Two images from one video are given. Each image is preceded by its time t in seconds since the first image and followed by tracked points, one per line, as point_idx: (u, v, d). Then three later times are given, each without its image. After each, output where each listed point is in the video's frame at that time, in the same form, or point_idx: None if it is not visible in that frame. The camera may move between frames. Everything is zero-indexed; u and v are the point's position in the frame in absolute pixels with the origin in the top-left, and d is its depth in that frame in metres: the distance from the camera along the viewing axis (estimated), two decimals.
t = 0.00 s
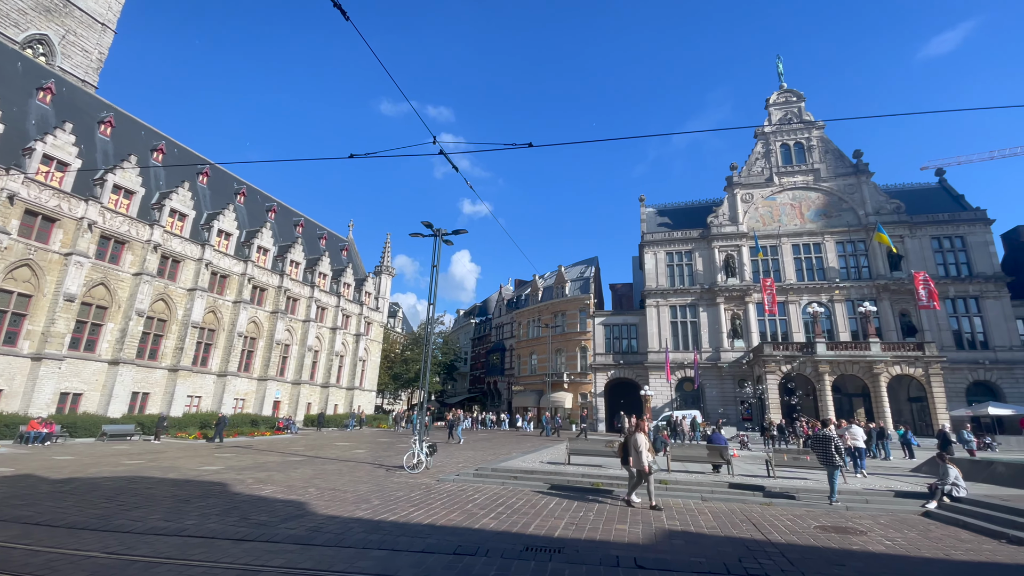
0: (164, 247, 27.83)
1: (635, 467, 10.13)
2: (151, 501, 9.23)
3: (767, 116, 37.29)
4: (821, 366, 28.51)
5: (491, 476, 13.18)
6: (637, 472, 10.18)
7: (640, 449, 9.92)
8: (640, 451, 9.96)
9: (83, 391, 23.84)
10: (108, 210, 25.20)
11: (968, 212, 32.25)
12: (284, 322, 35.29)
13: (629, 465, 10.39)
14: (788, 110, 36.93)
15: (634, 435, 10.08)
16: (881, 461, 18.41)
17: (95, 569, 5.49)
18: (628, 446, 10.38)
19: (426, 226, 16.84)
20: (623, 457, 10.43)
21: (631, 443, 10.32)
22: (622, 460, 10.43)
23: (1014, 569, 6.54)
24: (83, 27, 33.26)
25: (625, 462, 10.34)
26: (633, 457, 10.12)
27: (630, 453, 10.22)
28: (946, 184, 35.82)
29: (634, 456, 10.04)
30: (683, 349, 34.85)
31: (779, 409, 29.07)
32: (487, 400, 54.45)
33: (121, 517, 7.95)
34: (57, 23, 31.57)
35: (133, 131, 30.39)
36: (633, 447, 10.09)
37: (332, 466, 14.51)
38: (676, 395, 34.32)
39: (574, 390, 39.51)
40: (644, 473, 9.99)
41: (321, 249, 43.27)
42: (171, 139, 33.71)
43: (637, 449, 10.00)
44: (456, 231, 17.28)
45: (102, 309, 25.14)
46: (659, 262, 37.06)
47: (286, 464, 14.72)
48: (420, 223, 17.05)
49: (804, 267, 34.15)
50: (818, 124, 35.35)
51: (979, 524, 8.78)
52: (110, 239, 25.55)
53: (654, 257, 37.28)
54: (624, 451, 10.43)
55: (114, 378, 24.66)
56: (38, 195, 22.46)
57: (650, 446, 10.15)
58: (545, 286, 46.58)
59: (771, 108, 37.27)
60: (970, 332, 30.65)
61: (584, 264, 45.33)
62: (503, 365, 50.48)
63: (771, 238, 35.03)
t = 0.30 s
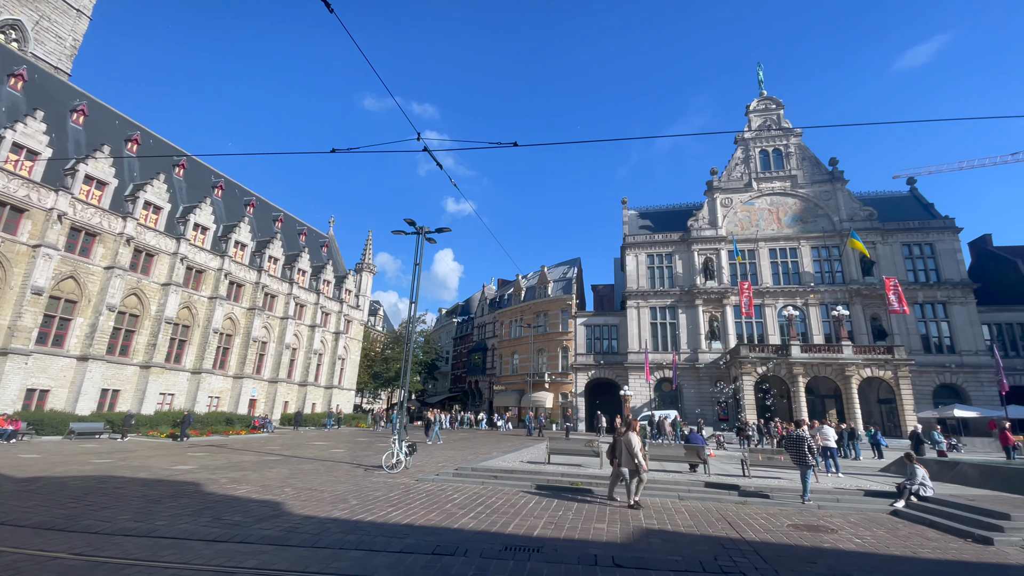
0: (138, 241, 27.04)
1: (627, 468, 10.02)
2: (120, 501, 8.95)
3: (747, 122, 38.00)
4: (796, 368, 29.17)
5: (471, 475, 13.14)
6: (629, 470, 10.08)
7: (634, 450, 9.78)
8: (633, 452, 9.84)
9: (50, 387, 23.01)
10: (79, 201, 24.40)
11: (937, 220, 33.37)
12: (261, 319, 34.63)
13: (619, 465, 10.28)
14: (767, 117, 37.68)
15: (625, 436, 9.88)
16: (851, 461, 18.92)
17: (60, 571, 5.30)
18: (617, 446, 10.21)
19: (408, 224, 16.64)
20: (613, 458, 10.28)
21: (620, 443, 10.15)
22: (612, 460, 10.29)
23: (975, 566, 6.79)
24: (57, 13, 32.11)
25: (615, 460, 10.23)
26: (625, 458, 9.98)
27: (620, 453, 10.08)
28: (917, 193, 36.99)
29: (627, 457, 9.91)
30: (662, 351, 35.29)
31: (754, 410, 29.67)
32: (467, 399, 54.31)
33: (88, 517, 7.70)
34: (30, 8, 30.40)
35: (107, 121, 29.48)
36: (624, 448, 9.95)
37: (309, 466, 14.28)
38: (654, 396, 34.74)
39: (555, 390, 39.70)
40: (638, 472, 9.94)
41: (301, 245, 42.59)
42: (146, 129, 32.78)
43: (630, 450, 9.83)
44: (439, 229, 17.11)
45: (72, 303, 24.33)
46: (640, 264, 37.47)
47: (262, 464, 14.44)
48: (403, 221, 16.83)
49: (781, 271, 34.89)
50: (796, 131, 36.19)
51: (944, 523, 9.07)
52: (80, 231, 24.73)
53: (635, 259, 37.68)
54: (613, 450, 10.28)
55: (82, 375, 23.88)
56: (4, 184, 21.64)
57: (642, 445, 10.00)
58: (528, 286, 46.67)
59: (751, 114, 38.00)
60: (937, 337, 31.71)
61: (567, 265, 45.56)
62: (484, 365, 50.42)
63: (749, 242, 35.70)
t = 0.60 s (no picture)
0: (110, 233, 26.26)
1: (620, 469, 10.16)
2: (88, 501, 8.68)
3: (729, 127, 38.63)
4: (772, 369, 29.77)
5: (451, 474, 13.10)
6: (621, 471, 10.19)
7: (628, 451, 9.95)
8: (626, 453, 10.00)
9: (16, 383, 22.26)
10: (48, 192, 23.59)
11: (909, 227, 34.38)
12: (238, 316, 33.96)
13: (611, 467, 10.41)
14: (748, 122, 38.34)
15: (620, 438, 10.04)
16: (823, 461, 19.39)
17: (23, 573, 5.11)
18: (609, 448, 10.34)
19: (391, 221, 16.48)
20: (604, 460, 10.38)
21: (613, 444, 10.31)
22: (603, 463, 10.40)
23: (941, 562, 7.01)
24: None
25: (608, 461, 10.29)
26: (618, 458, 10.12)
27: (613, 454, 10.22)
28: (890, 200, 38.06)
29: (620, 458, 10.07)
30: (643, 351, 35.67)
31: (732, 409, 30.20)
32: (449, 398, 54.13)
33: (54, 517, 7.45)
34: None
35: (79, 109, 28.53)
36: (618, 449, 10.10)
37: (286, 465, 14.08)
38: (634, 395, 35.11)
39: (536, 389, 39.83)
40: (631, 473, 10.10)
41: (281, 241, 41.88)
42: (121, 118, 31.85)
43: (625, 451, 9.99)
44: (422, 227, 16.98)
45: (40, 297, 23.53)
46: (622, 264, 37.81)
47: (237, 463, 14.16)
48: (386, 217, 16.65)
49: (759, 274, 35.55)
50: (776, 137, 36.94)
51: (912, 521, 9.34)
52: (50, 222, 23.93)
53: (617, 260, 37.99)
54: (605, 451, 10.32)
55: (50, 371, 23.13)
56: None
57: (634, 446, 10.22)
58: (512, 285, 46.69)
59: (733, 119, 38.62)
60: (907, 339, 32.68)
61: (550, 265, 45.73)
62: (466, 364, 50.32)
63: (729, 244, 36.29)
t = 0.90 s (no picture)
0: (81, 225, 25.46)
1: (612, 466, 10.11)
2: (54, 501, 8.40)
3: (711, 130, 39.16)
4: (749, 369, 30.31)
5: (431, 473, 13.03)
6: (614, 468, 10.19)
7: (618, 447, 9.93)
8: (617, 449, 10.00)
9: None
10: (16, 181, 22.75)
11: (882, 232, 35.31)
12: (215, 312, 33.24)
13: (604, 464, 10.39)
14: (730, 125, 38.92)
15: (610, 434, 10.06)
16: (798, 459, 19.80)
17: None
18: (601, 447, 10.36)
19: (374, 217, 16.26)
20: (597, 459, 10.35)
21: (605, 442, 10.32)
22: (595, 462, 10.38)
23: (907, 557, 7.24)
24: None
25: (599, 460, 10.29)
26: (610, 455, 10.11)
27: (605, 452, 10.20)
28: (864, 205, 39.05)
29: (612, 455, 10.05)
30: (624, 350, 35.98)
31: (710, 408, 30.69)
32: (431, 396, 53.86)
33: (16, 518, 7.18)
34: None
35: (50, 96, 27.58)
36: (608, 445, 10.11)
37: (263, 464, 13.84)
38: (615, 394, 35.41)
39: (519, 388, 39.91)
40: (622, 469, 10.06)
41: (261, 236, 41.12)
42: (93, 106, 30.89)
43: (615, 446, 9.99)
44: (405, 223, 16.79)
45: (6, 290, 22.71)
46: (606, 264, 38.09)
47: (212, 462, 13.88)
48: (368, 214, 16.43)
49: (738, 275, 36.15)
50: (756, 141, 37.56)
51: (882, 518, 9.60)
52: (17, 213, 23.09)
53: (601, 260, 38.25)
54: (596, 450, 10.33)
55: (16, 367, 22.36)
56: None
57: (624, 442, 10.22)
58: (495, 284, 46.64)
59: (715, 123, 39.17)
60: (879, 341, 33.61)
61: (534, 264, 45.80)
62: (449, 362, 50.14)
63: (709, 246, 36.81)
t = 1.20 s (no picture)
0: (50, 217, 24.64)
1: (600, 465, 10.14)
2: (16, 502, 8.10)
3: (693, 132, 39.68)
4: (727, 367, 30.84)
5: (411, 471, 12.96)
6: (601, 467, 10.21)
7: (608, 448, 9.94)
8: (607, 449, 10.03)
9: None
10: None
11: (857, 235, 36.24)
12: (191, 308, 32.51)
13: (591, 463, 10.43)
14: (711, 128, 39.48)
15: (600, 433, 10.06)
16: (774, 456, 20.23)
17: None
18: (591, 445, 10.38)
19: (355, 213, 16.03)
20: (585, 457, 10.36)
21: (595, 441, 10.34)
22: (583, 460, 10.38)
23: (874, 550, 7.47)
24: None
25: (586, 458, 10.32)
26: (599, 454, 10.13)
27: (595, 451, 10.23)
28: (839, 208, 40.04)
29: (601, 454, 10.07)
30: (606, 349, 36.27)
31: (689, 407, 31.16)
32: (412, 394, 53.55)
33: None
34: None
35: (17, 82, 26.59)
36: (599, 445, 10.12)
37: (238, 463, 13.60)
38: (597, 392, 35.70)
39: (501, 386, 39.95)
40: (610, 470, 10.09)
41: (239, 230, 40.32)
42: (63, 94, 29.86)
43: (605, 447, 9.98)
44: (387, 220, 16.61)
45: None
46: (588, 264, 38.33)
47: (185, 461, 13.58)
48: (349, 209, 16.19)
49: (718, 276, 36.74)
50: (737, 144, 38.17)
51: (851, 513, 9.87)
52: None
53: (583, 259, 38.48)
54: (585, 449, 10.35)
55: None
56: None
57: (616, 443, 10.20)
58: (478, 282, 46.53)
59: (697, 125, 39.72)
60: (852, 341, 34.53)
61: (517, 262, 45.82)
62: (431, 360, 49.92)
63: (690, 247, 37.31)
